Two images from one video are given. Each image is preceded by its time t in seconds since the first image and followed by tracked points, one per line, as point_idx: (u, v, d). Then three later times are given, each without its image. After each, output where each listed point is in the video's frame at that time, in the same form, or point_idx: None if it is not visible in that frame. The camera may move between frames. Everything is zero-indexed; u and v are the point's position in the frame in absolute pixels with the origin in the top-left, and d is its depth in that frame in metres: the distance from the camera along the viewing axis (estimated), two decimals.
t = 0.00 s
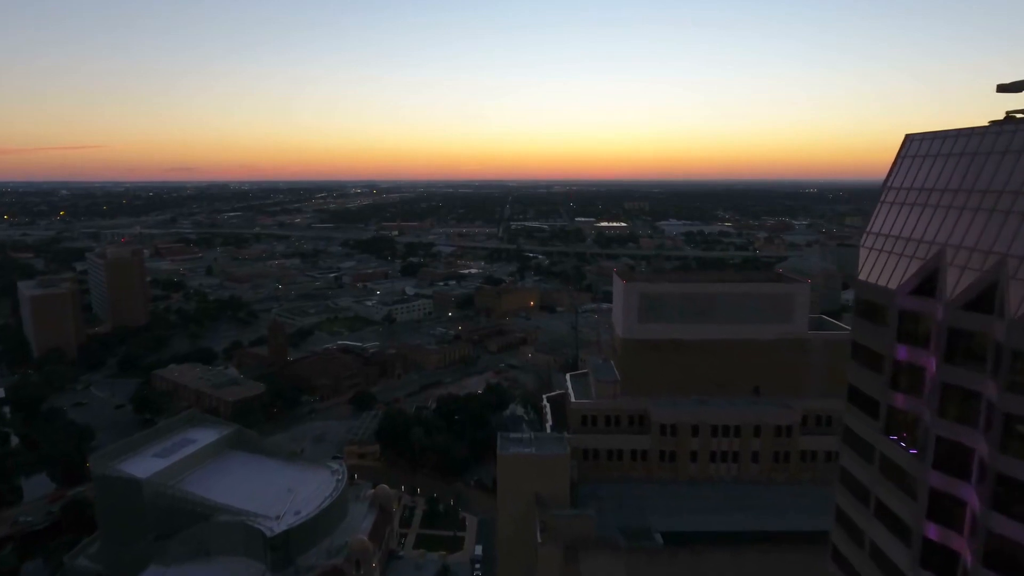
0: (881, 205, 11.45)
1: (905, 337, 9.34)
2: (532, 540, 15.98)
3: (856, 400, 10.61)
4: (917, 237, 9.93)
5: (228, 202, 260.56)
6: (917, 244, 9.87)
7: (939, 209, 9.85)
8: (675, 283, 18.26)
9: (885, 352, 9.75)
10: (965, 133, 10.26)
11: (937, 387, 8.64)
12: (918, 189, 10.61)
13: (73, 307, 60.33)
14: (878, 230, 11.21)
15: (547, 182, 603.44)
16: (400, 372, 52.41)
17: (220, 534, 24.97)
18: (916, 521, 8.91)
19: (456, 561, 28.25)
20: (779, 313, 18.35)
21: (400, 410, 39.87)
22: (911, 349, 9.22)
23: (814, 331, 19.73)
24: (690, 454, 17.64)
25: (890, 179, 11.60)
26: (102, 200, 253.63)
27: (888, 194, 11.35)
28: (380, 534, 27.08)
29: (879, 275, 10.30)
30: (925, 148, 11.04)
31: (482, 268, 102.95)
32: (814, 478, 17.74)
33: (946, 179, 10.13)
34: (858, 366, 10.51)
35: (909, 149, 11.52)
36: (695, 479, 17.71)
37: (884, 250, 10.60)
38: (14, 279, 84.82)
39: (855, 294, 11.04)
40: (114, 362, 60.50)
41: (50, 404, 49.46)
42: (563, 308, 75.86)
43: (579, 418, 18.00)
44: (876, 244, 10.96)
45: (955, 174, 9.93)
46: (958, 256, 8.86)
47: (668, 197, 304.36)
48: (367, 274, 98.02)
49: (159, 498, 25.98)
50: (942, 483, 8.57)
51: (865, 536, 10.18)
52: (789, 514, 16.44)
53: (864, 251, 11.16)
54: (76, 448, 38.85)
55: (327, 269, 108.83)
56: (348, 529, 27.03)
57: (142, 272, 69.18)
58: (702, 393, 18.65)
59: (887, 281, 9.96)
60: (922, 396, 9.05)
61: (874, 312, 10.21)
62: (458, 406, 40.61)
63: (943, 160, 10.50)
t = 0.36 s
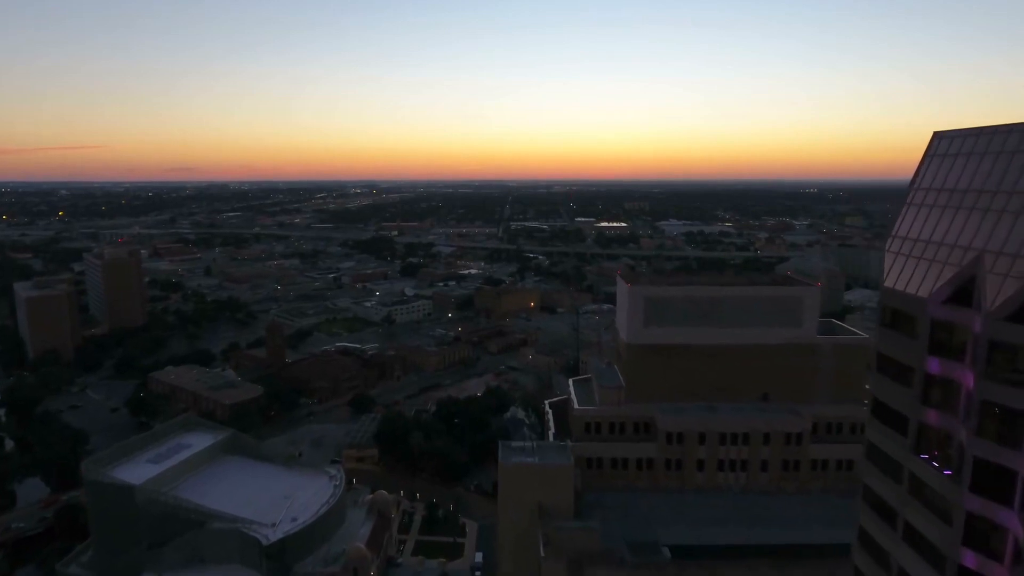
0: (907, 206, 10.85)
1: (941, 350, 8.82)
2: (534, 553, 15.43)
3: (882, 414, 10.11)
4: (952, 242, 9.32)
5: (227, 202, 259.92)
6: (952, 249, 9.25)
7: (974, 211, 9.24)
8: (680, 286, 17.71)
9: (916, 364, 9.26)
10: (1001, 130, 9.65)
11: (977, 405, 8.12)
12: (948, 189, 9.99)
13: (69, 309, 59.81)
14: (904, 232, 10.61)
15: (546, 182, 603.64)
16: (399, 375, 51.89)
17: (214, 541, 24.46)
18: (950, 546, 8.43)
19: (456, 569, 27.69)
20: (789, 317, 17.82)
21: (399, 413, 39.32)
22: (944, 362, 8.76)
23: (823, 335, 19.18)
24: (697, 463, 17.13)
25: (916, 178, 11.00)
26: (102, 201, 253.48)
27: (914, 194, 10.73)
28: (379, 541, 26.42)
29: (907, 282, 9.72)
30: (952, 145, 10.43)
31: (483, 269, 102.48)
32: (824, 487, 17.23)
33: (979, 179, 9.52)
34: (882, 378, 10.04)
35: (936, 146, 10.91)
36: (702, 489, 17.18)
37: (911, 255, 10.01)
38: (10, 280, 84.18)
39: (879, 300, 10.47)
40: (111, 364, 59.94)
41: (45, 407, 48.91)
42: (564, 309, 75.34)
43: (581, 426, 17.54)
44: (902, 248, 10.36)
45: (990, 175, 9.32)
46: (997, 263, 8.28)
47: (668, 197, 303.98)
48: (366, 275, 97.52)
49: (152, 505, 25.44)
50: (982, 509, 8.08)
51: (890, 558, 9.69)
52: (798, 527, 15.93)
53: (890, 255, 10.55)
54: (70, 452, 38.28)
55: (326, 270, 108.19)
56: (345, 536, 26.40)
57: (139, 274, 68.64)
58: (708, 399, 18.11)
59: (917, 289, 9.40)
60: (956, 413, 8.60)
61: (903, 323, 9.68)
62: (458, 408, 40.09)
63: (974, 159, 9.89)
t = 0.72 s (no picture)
0: (932, 208, 10.40)
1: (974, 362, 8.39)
2: (537, 564, 14.97)
3: (907, 428, 9.69)
4: (983, 248, 8.88)
5: (226, 203, 259.30)
6: (985, 255, 8.77)
7: (1006, 214, 8.82)
8: (686, 289, 17.25)
9: (946, 378, 8.84)
10: None
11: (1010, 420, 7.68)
12: (977, 191, 9.56)
13: (66, 309, 59.36)
14: (930, 236, 10.17)
15: (546, 182, 603.18)
16: (399, 376, 51.48)
17: (210, 548, 23.80)
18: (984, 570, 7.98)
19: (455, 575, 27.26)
20: (798, 321, 17.34)
21: (398, 416, 38.88)
22: (977, 376, 8.33)
23: (831, 338, 18.75)
24: (703, 470, 16.69)
25: (943, 179, 10.50)
26: (101, 201, 252.80)
27: (941, 197, 10.29)
28: (377, 548, 25.99)
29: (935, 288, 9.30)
30: (981, 144, 10.00)
31: (482, 269, 102.07)
32: (834, 494, 16.82)
33: (1011, 180, 9.08)
34: (907, 390, 9.62)
35: (964, 145, 10.40)
36: (709, 497, 16.74)
37: (939, 260, 9.57)
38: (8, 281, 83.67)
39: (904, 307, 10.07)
40: (108, 366, 59.49)
41: (41, 409, 48.47)
42: (564, 310, 74.94)
43: (585, 432, 17.10)
44: (928, 253, 9.94)
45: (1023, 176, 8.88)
46: None
47: (668, 196, 303.62)
48: (366, 275, 97.09)
49: (146, 511, 25.01)
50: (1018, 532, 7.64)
51: None
52: (808, 536, 15.51)
53: (915, 260, 10.09)
54: (66, 455, 37.84)
55: (326, 270, 107.77)
56: (344, 542, 25.98)
57: (137, 274, 68.20)
58: (716, 405, 17.66)
59: (947, 296, 8.96)
60: (990, 429, 8.16)
61: (931, 333, 9.26)
62: (457, 411, 39.63)
63: (1005, 159, 9.45)
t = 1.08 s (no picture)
0: (965, 208, 9.85)
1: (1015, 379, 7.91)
2: None
3: (939, 445, 9.18)
4: None
5: (226, 203, 258.76)
6: None
7: None
8: (693, 293, 16.76)
9: (983, 394, 8.35)
10: None
11: None
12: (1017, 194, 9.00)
13: (63, 311, 58.86)
14: (963, 239, 9.65)
15: (546, 181, 603.44)
16: (398, 378, 50.96)
17: (205, 556, 23.28)
18: None
19: None
20: (807, 324, 16.84)
21: (397, 419, 38.38)
22: (1019, 394, 7.83)
23: (842, 342, 18.25)
24: (711, 479, 16.21)
25: (976, 178, 9.95)
26: (100, 200, 252.48)
27: (974, 197, 9.73)
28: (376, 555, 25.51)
29: (971, 297, 8.80)
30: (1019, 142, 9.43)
31: (483, 270, 101.59)
32: (846, 504, 16.31)
33: None
34: (939, 404, 9.12)
35: (999, 143, 9.83)
36: (717, 507, 16.25)
37: (975, 267, 9.05)
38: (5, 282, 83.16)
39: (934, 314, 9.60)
40: (105, 368, 58.96)
41: (37, 412, 47.95)
42: (565, 311, 74.48)
43: (589, 440, 16.75)
44: (960, 258, 9.43)
45: None
46: None
47: (669, 196, 303.18)
48: (365, 275, 96.58)
49: (139, 518, 24.50)
50: None
51: None
52: (819, 548, 15.03)
53: (947, 265, 9.56)
54: (61, 459, 37.30)
55: (325, 270, 107.27)
56: (342, 550, 25.50)
57: (135, 275, 67.63)
58: (722, 410, 17.16)
59: (985, 306, 8.46)
60: None
61: (967, 345, 8.76)
62: (458, 414, 39.10)
63: None
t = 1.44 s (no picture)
0: (1001, 208, 9.12)
1: None
2: None
3: (976, 465, 8.63)
4: None
5: (225, 203, 258.41)
6: None
7: None
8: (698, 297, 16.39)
9: None
10: None
11: None
12: None
13: (60, 312, 58.39)
14: (998, 241, 8.94)
15: (546, 182, 602.96)
16: (397, 381, 50.45)
17: (199, 564, 22.79)
18: None
19: None
20: (816, 328, 16.39)
21: (396, 422, 37.88)
22: None
23: (853, 347, 17.72)
24: (719, 489, 15.72)
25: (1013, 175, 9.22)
26: (99, 200, 252.05)
27: (1012, 196, 9.00)
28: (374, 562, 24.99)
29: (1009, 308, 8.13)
30: None
31: (483, 271, 101.02)
32: (858, 514, 15.82)
33: None
34: (978, 423, 8.57)
35: None
36: (724, 517, 15.76)
37: (1014, 274, 8.35)
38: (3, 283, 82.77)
39: (967, 322, 8.94)
40: (102, 370, 58.47)
41: (32, 414, 47.49)
42: (565, 312, 73.98)
43: (592, 448, 16.33)
44: (995, 262, 8.74)
45: None
46: None
47: (669, 197, 303.01)
48: (365, 276, 96.08)
49: (133, 525, 24.02)
50: None
51: None
52: (832, 559, 14.54)
53: (981, 269, 8.87)
54: (55, 464, 36.81)
55: (325, 271, 106.83)
56: (339, 557, 24.98)
57: (133, 276, 67.11)
58: (730, 417, 16.66)
59: None
60: None
61: (1008, 359, 8.17)
62: (458, 417, 38.56)
63: None
